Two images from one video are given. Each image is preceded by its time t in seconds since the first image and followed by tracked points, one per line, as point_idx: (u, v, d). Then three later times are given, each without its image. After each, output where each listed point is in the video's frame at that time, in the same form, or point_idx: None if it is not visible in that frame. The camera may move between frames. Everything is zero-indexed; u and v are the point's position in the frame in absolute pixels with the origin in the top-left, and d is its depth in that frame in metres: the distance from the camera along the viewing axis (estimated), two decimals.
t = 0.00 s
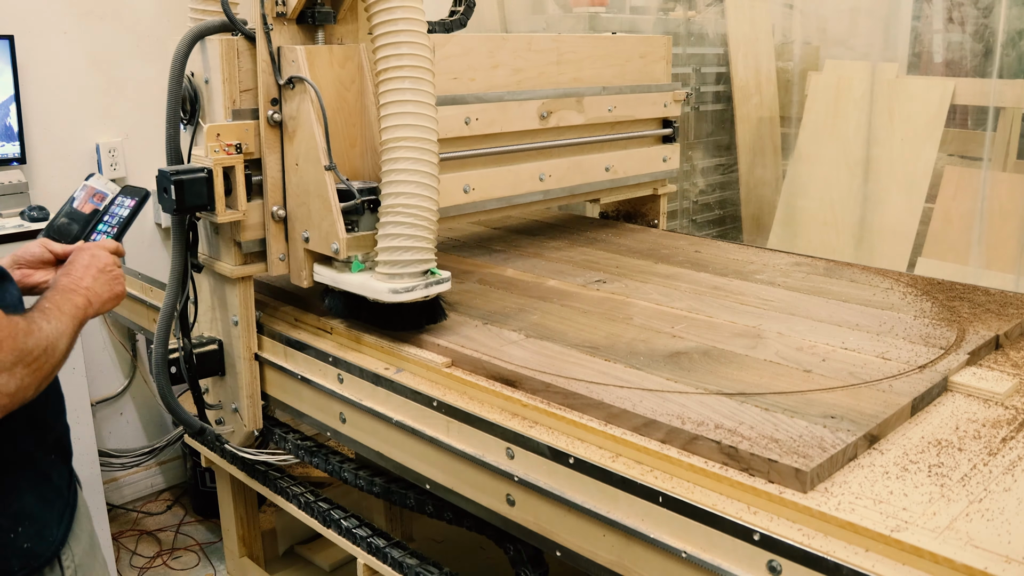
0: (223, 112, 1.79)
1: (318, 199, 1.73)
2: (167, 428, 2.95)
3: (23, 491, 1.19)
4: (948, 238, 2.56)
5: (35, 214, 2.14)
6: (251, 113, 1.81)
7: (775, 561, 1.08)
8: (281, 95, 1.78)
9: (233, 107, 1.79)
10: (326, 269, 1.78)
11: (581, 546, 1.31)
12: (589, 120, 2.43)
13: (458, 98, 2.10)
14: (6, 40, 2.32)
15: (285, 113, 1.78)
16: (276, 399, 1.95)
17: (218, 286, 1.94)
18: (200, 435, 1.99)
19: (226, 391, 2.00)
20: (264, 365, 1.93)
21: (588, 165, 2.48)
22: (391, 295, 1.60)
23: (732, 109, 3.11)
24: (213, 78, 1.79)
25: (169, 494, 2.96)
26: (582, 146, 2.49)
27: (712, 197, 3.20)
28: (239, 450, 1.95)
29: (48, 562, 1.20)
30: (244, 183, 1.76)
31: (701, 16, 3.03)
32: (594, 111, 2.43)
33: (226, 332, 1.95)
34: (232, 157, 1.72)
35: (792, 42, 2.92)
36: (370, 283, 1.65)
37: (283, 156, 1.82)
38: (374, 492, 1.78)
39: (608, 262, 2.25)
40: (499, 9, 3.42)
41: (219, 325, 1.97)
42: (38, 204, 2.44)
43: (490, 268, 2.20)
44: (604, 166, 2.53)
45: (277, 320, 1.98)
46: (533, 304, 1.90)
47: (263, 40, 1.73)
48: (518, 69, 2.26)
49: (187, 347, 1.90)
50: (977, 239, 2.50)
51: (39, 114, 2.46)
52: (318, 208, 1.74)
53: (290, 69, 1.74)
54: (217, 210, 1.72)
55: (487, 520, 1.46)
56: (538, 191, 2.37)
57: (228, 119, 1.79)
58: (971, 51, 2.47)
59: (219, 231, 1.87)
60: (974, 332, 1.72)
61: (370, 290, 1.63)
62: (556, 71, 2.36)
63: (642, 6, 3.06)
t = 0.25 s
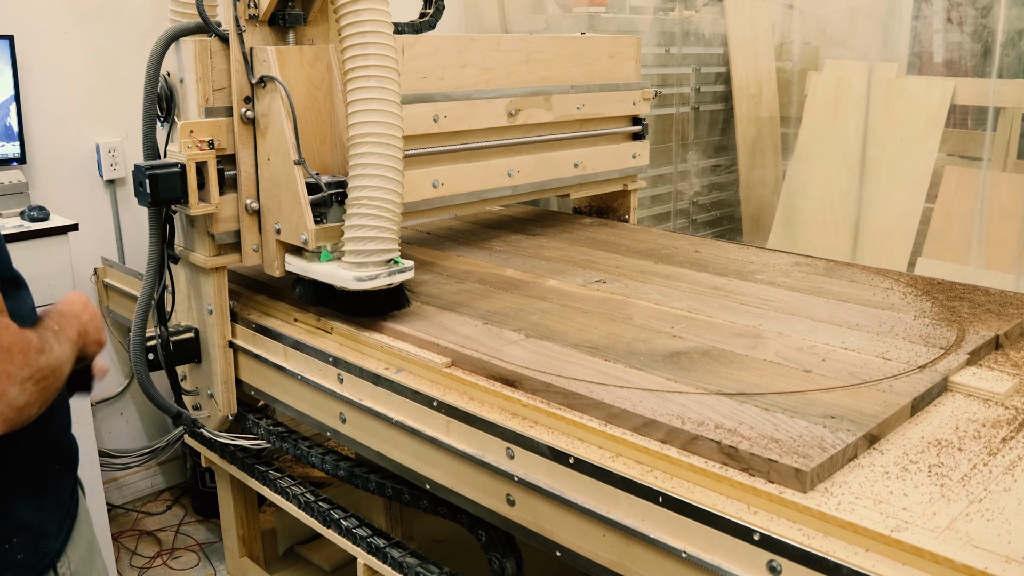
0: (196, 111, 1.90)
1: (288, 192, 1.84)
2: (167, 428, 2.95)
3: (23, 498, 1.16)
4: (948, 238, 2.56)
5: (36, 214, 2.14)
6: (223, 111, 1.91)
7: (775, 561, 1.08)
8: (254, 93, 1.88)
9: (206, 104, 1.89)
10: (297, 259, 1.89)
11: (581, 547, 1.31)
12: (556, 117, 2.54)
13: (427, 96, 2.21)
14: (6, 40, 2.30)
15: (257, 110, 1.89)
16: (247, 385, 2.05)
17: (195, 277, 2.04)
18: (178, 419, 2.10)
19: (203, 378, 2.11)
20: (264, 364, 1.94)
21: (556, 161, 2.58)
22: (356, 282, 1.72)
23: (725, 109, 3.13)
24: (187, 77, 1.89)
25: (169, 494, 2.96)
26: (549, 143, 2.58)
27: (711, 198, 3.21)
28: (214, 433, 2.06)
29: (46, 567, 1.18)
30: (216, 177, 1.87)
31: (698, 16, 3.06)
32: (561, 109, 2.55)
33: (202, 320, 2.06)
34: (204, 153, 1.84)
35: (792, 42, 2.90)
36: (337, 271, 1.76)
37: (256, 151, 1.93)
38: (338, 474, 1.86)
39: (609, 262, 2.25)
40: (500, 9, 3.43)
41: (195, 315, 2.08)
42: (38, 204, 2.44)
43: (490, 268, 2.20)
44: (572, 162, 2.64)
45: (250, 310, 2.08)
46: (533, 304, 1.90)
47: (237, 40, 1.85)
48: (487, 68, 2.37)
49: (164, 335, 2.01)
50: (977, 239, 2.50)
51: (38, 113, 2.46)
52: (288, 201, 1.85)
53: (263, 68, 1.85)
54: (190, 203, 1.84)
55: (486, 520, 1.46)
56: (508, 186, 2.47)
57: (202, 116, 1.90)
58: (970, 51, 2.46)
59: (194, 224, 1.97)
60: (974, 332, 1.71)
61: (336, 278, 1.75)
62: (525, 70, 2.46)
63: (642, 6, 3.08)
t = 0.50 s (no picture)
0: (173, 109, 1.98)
1: (272, 185, 1.94)
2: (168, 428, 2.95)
3: (25, 481, 1.20)
4: (948, 238, 2.56)
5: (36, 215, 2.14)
6: (200, 109, 1.98)
7: (775, 561, 1.08)
8: (239, 92, 1.98)
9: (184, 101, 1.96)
10: (280, 248, 2.00)
11: (581, 547, 1.31)
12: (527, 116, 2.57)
13: (397, 95, 2.25)
14: (6, 40, 2.31)
15: (243, 107, 1.99)
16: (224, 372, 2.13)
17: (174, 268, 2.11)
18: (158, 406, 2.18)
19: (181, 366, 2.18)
20: (263, 364, 1.94)
21: (528, 158, 2.62)
22: (334, 270, 1.83)
23: (725, 109, 3.14)
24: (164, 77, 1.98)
25: (169, 494, 2.96)
26: (522, 140, 2.62)
27: (710, 198, 3.21)
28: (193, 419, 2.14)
29: (49, 551, 1.21)
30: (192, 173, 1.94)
31: (698, 16, 3.06)
32: (532, 108, 2.58)
33: (180, 310, 2.14)
34: (181, 149, 1.90)
35: (792, 41, 2.90)
36: (317, 260, 1.87)
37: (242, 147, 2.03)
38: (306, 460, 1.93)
39: (608, 262, 2.25)
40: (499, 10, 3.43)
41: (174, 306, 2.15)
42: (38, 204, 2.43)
43: (490, 268, 2.20)
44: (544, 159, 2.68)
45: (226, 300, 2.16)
46: (533, 304, 1.90)
47: (224, 40, 1.94)
48: (459, 67, 2.40)
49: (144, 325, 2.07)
50: (977, 239, 2.50)
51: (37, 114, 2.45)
52: (272, 194, 1.95)
53: (249, 66, 1.94)
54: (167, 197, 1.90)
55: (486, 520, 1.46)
56: (479, 182, 2.51)
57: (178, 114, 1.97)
58: (970, 51, 2.46)
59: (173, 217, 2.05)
60: (974, 332, 1.71)
61: (317, 267, 1.86)
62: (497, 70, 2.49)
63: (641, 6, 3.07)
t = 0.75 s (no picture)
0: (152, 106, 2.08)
1: (268, 178, 2.07)
2: (168, 428, 2.95)
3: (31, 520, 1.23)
4: (948, 238, 2.56)
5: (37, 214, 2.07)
6: (179, 106, 2.07)
7: (774, 561, 1.08)
8: (238, 89, 2.10)
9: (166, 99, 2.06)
10: (277, 238, 2.12)
11: (581, 546, 1.31)
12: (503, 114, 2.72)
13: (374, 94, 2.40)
14: (6, 40, 2.31)
15: (241, 105, 2.12)
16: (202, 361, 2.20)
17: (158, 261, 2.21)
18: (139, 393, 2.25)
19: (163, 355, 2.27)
20: (263, 363, 1.94)
21: (503, 155, 2.75)
22: (328, 257, 1.95)
23: (725, 109, 3.11)
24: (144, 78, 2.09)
25: (169, 494, 2.96)
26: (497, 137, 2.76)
27: (710, 198, 3.20)
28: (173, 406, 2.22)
29: None
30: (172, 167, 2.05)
31: (698, 16, 3.06)
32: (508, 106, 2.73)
33: (162, 302, 2.23)
34: (160, 146, 2.01)
35: (791, 42, 2.89)
36: (311, 248, 1.99)
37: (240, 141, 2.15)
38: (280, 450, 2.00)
39: (609, 262, 2.25)
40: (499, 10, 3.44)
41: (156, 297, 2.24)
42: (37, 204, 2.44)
43: (490, 268, 2.20)
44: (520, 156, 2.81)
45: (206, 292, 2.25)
46: (533, 304, 1.90)
47: (223, 41, 2.07)
48: (433, 67, 2.56)
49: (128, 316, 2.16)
50: (977, 238, 2.50)
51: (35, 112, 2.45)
52: (267, 186, 2.08)
53: (247, 65, 2.07)
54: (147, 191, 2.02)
55: (486, 520, 1.46)
56: (455, 179, 2.64)
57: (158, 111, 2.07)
58: (970, 51, 2.46)
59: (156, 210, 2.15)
60: (974, 332, 1.71)
61: (311, 254, 1.97)
62: (472, 69, 2.66)
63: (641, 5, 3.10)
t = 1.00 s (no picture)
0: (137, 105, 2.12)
1: (278, 171, 2.18)
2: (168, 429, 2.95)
3: None
4: (948, 238, 2.56)
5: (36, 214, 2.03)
6: (163, 105, 2.12)
7: (774, 561, 1.08)
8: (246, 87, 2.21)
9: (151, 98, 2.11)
10: (285, 228, 2.21)
11: (581, 547, 1.31)
12: (482, 113, 2.82)
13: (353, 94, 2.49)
14: (6, 39, 2.31)
15: (250, 102, 2.22)
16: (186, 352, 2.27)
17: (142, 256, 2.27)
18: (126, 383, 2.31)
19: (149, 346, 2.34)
20: (263, 364, 1.93)
21: (482, 153, 2.84)
22: (332, 245, 2.03)
23: (725, 109, 3.12)
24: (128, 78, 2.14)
25: (169, 494, 2.96)
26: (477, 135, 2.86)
27: (710, 198, 3.20)
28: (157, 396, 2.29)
29: None
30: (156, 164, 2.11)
31: (698, 15, 3.06)
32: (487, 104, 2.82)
33: (146, 295, 2.29)
34: (144, 144, 2.06)
35: (791, 42, 2.88)
36: (317, 237, 2.07)
37: (250, 137, 2.26)
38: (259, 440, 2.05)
39: (609, 262, 2.25)
40: (500, 11, 3.44)
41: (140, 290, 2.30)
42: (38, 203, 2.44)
43: (490, 268, 2.20)
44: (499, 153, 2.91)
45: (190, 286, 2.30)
46: (533, 304, 1.90)
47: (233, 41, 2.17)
48: (412, 67, 2.64)
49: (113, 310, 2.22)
50: (977, 238, 2.50)
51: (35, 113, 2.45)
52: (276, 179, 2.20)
53: (256, 65, 2.18)
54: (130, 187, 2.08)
55: (486, 520, 1.46)
56: (434, 175, 2.73)
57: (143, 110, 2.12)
58: (970, 51, 2.46)
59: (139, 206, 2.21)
60: (974, 332, 1.71)
61: (316, 243, 2.06)
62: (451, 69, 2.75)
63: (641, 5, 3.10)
